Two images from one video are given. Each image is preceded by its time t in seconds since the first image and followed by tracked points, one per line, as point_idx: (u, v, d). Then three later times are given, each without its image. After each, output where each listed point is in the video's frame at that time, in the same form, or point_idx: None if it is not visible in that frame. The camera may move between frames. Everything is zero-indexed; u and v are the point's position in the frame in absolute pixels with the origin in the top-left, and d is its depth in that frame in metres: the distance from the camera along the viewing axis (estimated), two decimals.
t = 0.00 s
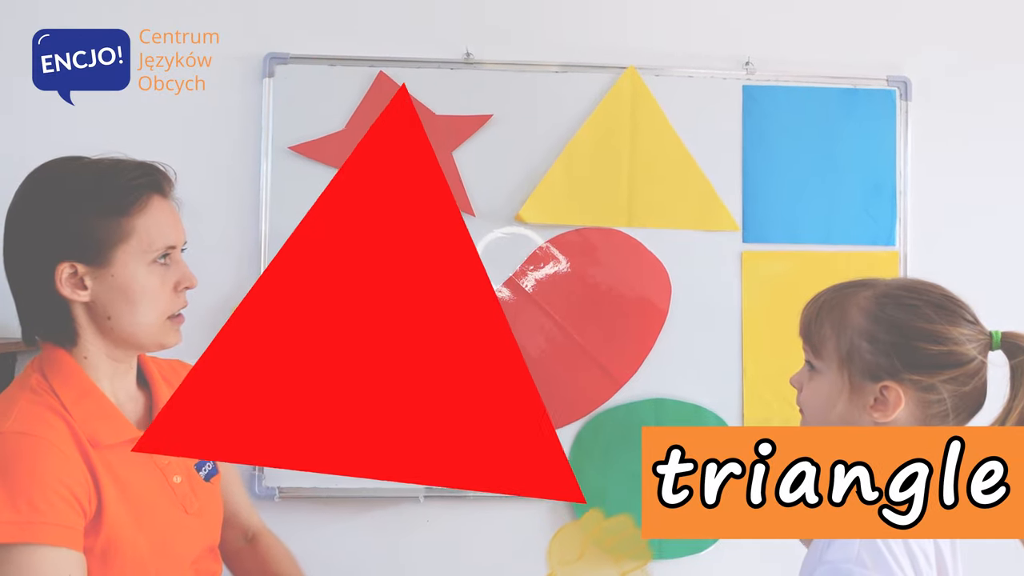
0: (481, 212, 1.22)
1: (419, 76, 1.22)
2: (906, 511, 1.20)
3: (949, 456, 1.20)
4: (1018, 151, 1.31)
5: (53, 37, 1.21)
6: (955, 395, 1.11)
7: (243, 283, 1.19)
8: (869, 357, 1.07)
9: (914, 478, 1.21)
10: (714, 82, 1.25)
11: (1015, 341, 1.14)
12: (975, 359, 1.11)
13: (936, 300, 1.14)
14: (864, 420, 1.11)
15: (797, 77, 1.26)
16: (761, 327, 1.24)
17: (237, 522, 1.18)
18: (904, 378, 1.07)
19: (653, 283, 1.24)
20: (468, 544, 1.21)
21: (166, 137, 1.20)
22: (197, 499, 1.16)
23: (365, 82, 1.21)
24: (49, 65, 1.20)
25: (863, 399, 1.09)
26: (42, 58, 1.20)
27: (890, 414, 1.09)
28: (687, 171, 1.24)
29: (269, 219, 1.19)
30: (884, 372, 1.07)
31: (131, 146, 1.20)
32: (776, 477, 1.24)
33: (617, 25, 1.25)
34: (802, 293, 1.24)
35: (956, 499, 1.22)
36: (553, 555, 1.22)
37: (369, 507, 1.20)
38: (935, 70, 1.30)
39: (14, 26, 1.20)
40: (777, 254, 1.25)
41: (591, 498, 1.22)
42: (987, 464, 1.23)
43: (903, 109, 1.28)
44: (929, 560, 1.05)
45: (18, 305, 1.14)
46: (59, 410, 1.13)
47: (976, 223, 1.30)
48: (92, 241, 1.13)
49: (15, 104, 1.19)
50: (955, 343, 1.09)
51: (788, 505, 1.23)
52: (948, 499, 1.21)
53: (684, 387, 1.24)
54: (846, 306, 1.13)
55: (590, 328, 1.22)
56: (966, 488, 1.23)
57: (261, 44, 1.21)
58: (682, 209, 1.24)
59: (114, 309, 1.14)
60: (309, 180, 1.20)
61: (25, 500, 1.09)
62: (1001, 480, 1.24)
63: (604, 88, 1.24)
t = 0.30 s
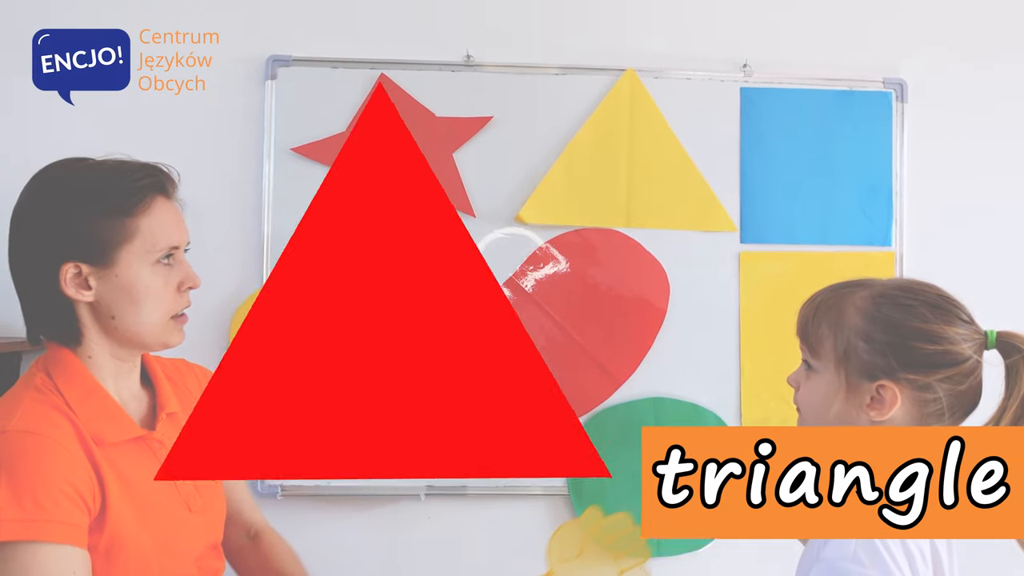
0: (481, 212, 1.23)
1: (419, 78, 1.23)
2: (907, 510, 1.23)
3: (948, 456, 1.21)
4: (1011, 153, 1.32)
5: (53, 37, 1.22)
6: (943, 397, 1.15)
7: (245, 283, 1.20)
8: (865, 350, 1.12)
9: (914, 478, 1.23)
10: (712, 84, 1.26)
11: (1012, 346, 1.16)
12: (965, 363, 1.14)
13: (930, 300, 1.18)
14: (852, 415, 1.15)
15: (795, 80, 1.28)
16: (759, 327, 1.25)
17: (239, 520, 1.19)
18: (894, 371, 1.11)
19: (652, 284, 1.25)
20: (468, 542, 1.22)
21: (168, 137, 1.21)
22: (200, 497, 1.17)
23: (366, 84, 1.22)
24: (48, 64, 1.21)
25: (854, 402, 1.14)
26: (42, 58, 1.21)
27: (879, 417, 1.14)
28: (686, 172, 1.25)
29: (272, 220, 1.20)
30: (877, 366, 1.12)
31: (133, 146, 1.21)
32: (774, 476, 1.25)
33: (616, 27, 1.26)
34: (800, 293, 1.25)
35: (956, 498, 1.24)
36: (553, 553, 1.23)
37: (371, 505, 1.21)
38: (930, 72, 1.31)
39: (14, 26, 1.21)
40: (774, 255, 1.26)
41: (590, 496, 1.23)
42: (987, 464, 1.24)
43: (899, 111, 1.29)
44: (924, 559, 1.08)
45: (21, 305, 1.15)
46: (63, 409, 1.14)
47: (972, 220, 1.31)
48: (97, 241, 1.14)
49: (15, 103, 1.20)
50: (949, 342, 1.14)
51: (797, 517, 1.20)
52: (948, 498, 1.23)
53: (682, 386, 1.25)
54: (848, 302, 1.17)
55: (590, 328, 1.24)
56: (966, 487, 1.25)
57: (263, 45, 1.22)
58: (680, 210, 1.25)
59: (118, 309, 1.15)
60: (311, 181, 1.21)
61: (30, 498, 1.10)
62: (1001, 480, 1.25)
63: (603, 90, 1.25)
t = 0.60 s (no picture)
0: (481, 213, 1.24)
1: (420, 79, 1.24)
2: (955, 511, 1.28)
3: (998, 457, 1.27)
4: (1009, 154, 1.33)
5: (53, 37, 1.22)
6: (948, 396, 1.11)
7: (248, 284, 1.22)
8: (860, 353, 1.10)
9: (964, 477, 1.28)
10: (710, 86, 1.27)
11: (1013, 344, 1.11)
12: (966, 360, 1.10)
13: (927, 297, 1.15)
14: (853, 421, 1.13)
15: (793, 81, 1.29)
16: (757, 327, 1.27)
17: (242, 517, 1.21)
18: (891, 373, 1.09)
19: (650, 283, 1.26)
20: (469, 539, 1.23)
21: (170, 138, 1.22)
22: (202, 494, 1.18)
23: (367, 85, 1.23)
24: (48, 64, 1.22)
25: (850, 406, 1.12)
26: (42, 58, 1.22)
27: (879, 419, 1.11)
28: (684, 173, 1.26)
29: (274, 221, 1.22)
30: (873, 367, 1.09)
31: (136, 147, 1.22)
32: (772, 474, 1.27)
33: (614, 28, 1.27)
34: (797, 292, 1.27)
35: (1005, 499, 1.28)
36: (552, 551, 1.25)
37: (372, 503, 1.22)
38: (927, 73, 1.32)
39: (14, 26, 1.22)
40: (773, 255, 1.27)
41: (589, 495, 1.24)
42: None
43: (895, 112, 1.30)
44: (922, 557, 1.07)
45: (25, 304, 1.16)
46: (67, 408, 1.13)
47: (970, 220, 1.32)
48: (101, 242, 1.13)
49: (15, 103, 1.21)
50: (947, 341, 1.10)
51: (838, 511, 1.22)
52: (998, 498, 1.28)
53: (681, 385, 1.26)
54: (839, 304, 1.15)
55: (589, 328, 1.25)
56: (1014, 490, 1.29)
57: (265, 47, 1.23)
58: (679, 210, 1.26)
59: (122, 308, 1.14)
60: (313, 182, 1.22)
61: (33, 496, 1.09)
62: None
63: (602, 91, 1.26)
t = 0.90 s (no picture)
0: (481, 213, 1.25)
1: (420, 80, 1.24)
2: None
3: None
4: (1008, 155, 1.34)
5: (53, 37, 1.23)
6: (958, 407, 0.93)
7: (250, 284, 1.23)
8: (861, 360, 0.93)
9: None
10: (709, 86, 1.28)
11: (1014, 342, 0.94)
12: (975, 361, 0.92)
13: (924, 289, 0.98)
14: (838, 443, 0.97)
15: (792, 83, 1.29)
16: (755, 327, 1.27)
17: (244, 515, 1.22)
18: (893, 378, 0.91)
19: (650, 284, 1.26)
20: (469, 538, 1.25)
21: (171, 139, 1.23)
22: (203, 493, 1.03)
23: (368, 86, 1.24)
24: (48, 64, 1.22)
25: (847, 418, 0.95)
26: (42, 58, 1.22)
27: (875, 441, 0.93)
28: (684, 173, 1.27)
29: (275, 221, 1.22)
30: (870, 374, 0.92)
31: (137, 148, 1.23)
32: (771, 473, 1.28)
33: (614, 29, 1.28)
34: (795, 293, 1.27)
35: None
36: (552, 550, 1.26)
37: (373, 502, 1.23)
38: (925, 74, 1.33)
39: (13, 26, 1.22)
40: (771, 255, 1.28)
41: (589, 494, 1.25)
42: None
43: (894, 113, 1.31)
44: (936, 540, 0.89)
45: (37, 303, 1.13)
46: (70, 408, 0.94)
47: (970, 222, 1.33)
48: (89, 237, 0.97)
49: (16, 104, 1.22)
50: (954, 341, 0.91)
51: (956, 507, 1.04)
52: None
53: (680, 385, 1.26)
54: (834, 301, 0.97)
55: (589, 327, 1.25)
56: None
57: (266, 48, 1.24)
58: (677, 212, 1.27)
59: (126, 312, 1.00)
60: (314, 182, 1.23)
61: (38, 495, 0.87)
62: None
63: (602, 92, 1.26)
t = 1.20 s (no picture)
0: (481, 213, 1.25)
1: (420, 80, 1.24)
2: None
3: None
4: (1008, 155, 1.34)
5: (53, 37, 1.23)
6: (954, 407, 0.90)
7: (250, 284, 1.23)
8: (860, 354, 0.91)
9: None
10: (709, 87, 1.28)
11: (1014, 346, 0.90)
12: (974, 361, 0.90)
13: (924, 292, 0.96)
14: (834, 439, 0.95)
15: (792, 83, 1.29)
16: (755, 327, 1.27)
17: (245, 515, 1.22)
18: (889, 373, 0.89)
19: (650, 284, 1.26)
20: (469, 538, 1.25)
21: (171, 139, 1.23)
22: (195, 486, 0.92)
23: (368, 86, 1.24)
24: (49, 64, 1.22)
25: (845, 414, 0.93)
26: (42, 58, 1.22)
27: (872, 438, 0.91)
28: (683, 173, 1.27)
29: (275, 221, 1.22)
30: (866, 369, 0.90)
31: (137, 148, 1.23)
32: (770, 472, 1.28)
33: (614, 29, 1.28)
34: (795, 293, 1.28)
35: None
36: (551, 549, 1.26)
37: (373, 501, 1.23)
38: (925, 75, 1.33)
39: (13, 26, 1.22)
40: (771, 255, 1.28)
41: (589, 494, 1.25)
42: None
43: (894, 113, 1.31)
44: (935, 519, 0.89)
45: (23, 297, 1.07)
46: (46, 405, 0.83)
47: (969, 226, 1.33)
48: (50, 236, 0.83)
49: (16, 104, 1.22)
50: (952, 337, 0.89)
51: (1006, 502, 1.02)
52: None
53: (680, 384, 1.27)
54: (835, 297, 0.95)
55: (588, 327, 1.25)
56: None
57: (266, 48, 1.24)
58: (676, 212, 1.27)
59: (95, 314, 0.87)
60: (314, 182, 1.23)
61: (14, 491, 0.76)
62: None
63: (602, 92, 1.27)
